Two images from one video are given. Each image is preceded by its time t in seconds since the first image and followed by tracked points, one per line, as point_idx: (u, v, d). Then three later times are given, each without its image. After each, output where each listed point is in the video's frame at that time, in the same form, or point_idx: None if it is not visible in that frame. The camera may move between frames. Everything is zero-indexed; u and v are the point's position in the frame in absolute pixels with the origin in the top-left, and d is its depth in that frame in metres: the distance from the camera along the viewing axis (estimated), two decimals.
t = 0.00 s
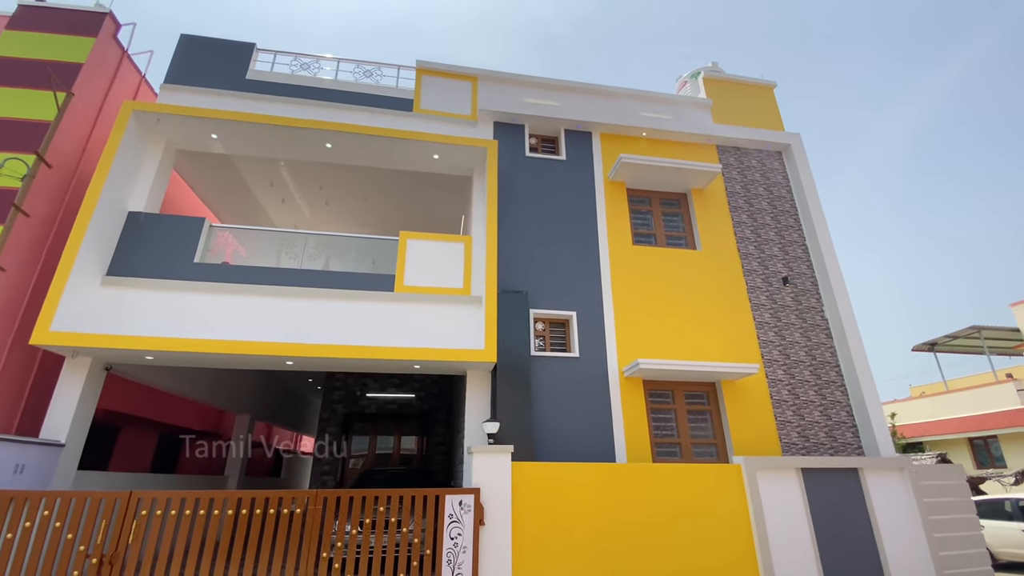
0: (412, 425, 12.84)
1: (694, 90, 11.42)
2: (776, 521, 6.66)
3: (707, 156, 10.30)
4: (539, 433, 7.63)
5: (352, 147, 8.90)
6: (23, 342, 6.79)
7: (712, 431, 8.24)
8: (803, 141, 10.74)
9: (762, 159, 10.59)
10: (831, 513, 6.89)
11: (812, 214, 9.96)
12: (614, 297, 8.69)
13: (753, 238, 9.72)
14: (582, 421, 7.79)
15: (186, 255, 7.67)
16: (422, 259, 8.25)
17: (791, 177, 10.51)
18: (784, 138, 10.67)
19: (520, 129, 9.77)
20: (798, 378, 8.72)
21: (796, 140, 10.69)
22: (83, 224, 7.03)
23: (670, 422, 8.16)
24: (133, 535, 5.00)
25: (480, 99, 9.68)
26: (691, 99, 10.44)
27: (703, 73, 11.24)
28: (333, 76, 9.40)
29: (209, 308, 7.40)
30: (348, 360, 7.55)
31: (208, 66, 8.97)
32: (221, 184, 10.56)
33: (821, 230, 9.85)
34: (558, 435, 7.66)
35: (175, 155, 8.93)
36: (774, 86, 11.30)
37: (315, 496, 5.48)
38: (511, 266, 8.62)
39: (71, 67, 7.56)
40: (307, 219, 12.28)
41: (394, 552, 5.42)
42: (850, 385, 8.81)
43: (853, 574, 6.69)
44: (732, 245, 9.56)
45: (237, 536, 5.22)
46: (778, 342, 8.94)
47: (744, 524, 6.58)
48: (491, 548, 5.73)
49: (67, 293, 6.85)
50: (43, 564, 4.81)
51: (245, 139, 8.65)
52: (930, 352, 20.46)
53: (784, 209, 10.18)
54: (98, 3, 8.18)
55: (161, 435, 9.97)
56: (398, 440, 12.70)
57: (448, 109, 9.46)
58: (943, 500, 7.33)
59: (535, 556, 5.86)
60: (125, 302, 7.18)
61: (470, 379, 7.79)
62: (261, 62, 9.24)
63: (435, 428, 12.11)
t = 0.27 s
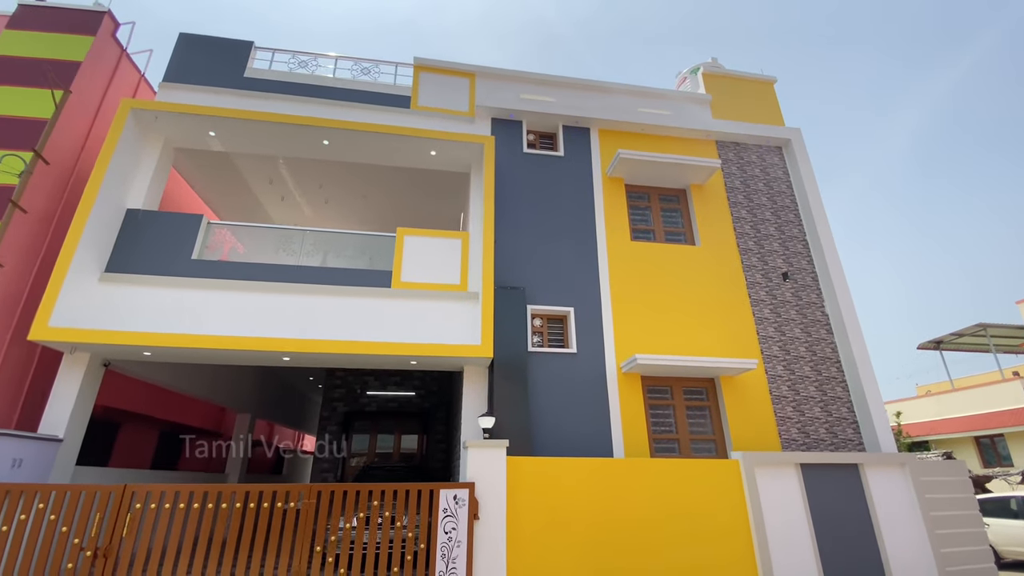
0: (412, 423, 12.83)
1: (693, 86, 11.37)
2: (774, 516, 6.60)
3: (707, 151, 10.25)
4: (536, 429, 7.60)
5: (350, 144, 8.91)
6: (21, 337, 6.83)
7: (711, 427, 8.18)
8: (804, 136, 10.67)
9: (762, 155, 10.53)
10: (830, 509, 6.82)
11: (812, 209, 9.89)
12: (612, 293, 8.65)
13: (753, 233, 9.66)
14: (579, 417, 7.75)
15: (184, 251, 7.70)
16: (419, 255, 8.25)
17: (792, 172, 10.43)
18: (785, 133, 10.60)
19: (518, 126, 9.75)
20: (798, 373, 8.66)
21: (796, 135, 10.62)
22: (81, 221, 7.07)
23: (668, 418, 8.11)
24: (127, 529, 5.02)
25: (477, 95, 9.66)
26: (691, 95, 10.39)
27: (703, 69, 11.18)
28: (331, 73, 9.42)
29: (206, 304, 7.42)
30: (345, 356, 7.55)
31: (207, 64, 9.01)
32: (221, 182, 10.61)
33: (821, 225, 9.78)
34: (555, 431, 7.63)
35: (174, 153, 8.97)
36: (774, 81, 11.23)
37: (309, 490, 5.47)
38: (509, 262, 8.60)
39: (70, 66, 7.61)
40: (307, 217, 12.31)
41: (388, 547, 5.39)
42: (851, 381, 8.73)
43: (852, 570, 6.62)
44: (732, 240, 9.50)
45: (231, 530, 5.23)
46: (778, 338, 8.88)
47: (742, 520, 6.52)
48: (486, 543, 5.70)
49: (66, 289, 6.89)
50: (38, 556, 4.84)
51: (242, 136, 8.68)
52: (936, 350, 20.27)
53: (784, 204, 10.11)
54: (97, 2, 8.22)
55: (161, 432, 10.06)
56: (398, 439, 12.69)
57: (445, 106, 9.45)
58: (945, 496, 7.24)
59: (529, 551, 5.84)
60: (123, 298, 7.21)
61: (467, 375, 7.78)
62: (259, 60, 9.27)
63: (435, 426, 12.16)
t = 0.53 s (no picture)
0: (412, 422, 12.72)
1: (692, 82, 11.30)
2: (772, 513, 6.51)
3: (705, 147, 10.18)
4: (532, 426, 7.56)
5: (345, 141, 8.90)
6: (16, 334, 6.84)
7: (709, 424, 8.11)
8: (803, 131, 10.59)
9: (761, 150, 10.45)
10: (828, 505, 6.73)
11: (812, 204, 9.80)
12: (609, 289, 8.60)
13: (752, 229, 9.58)
14: (575, 413, 7.70)
15: (179, 248, 7.70)
16: (414, 252, 8.22)
17: (791, 167, 10.35)
18: (784, 128, 10.52)
19: (514, 122, 9.72)
20: (797, 370, 8.57)
21: (795, 130, 10.54)
22: (77, 218, 7.09)
23: (665, 415, 8.04)
24: (117, 524, 5.00)
25: (473, 92, 9.64)
26: (689, 90, 10.33)
27: (701, 65, 11.11)
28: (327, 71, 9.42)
29: (200, 300, 7.41)
30: (339, 352, 7.53)
31: (203, 62, 9.02)
32: (218, 180, 10.63)
33: (821, 221, 9.69)
34: (551, 428, 7.58)
35: (170, 150, 8.98)
36: (773, 77, 11.15)
37: (300, 485, 5.42)
38: (505, 258, 8.56)
39: (66, 64, 7.63)
40: (305, 215, 12.34)
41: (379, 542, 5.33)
42: (851, 377, 8.63)
43: (853, 568, 6.52)
44: (730, 236, 9.42)
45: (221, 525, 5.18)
46: (777, 334, 8.79)
47: (739, 515, 6.46)
48: (479, 540, 5.65)
49: (60, 285, 6.90)
50: (28, 550, 4.83)
51: (238, 134, 8.69)
52: (941, 349, 20.07)
53: (783, 199, 10.03)
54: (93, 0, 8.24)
55: (161, 430, 10.25)
56: (397, 438, 12.60)
57: (441, 103, 9.44)
58: (946, 493, 7.14)
59: (523, 548, 5.78)
60: (118, 295, 7.20)
61: (462, 371, 7.74)
62: (256, 58, 9.27)
63: (434, 425, 12.26)
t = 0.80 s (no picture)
0: (411, 423, 12.70)
1: (691, 80, 11.22)
2: (772, 515, 6.41)
3: (704, 145, 10.10)
4: (529, 426, 7.49)
5: (341, 140, 8.87)
6: (11, 334, 6.84)
7: (708, 424, 8.02)
8: (803, 129, 10.49)
9: (761, 148, 10.36)
10: (829, 506, 6.63)
11: (813, 202, 9.70)
12: (608, 288, 8.52)
13: (752, 227, 9.49)
14: (573, 413, 7.63)
15: (174, 249, 7.69)
16: (410, 252, 8.17)
17: (791, 165, 10.25)
18: (784, 126, 10.42)
19: (511, 121, 9.68)
20: (798, 369, 8.46)
21: (796, 128, 10.44)
22: (72, 218, 7.09)
23: (665, 415, 7.95)
24: (107, 525, 4.97)
25: (470, 91, 9.60)
26: (688, 88, 10.25)
27: (701, 63, 11.03)
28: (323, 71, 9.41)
29: (195, 301, 7.38)
30: (334, 353, 7.49)
31: (200, 63, 9.02)
32: (216, 181, 10.64)
33: (822, 219, 9.59)
34: (548, 428, 7.51)
35: (167, 151, 8.98)
36: (773, 74, 11.06)
37: (291, 486, 5.36)
38: (502, 258, 8.50)
39: (62, 65, 7.64)
40: (304, 216, 12.34)
41: (371, 544, 5.27)
42: (853, 377, 8.52)
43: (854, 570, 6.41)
44: (729, 235, 9.33)
45: (212, 527, 5.15)
46: (777, 333, 8.69)
47: (738, 517, 6.36)
48: (472, 542, 5.57)
49: (54, 286, 6.89)
50: (17, 551, 4.80)
51: (235, 134, 8.68)
52: (947, 349, 19.86)
53: (783, 198, 9.93)
54: (89, 2, 8.25)
55: (160, 432, 10.16)
56: (397, 439, 12.55)
57: (438, 102, 9.40)
58: (950, 494, 7.02)
59: (518, 550, 5.70)
60: (113, 296, 7.18)
61: (459, 371, 7.68)
62: (252, 59, 9.26)
63: (434, 426, 12.38)
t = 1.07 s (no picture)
0: (411, 424, 12.64)
1: (691, 78, 11.14)
2: (771, 516, 6.31)
3: (703, 143, 10.02)
4: (526, 426, 7.42)
5: (337, 140, 8.85)
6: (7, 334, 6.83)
7: (708, 424, 7.93)
8: (804, 126, 10.39)
9: (761, 146, 10.27)
10: (831, 507, 6.52)
11: (814, 200, 9.61)
12: (606, 287, 8.45)
13: (752, 225, 9.40)
14: (570, 413, 7.56)
15: (170, 249, 7.68)
16: (407, 251, 8.13)
17: (792, 163, 10.16)
18: (784, 123, 10.33)
19: (509, 120, 9.63)
20: (799, 369, 8.36)
21: (797, 125, 10.35)
22: (67, 218, 7.08)
23: (664, 415, 7.86)
24: (99, 525, 4.94)
25: (468, 90, 9.57)
26: (687, 86, 10.17)
27: (701, 60, 10.94)
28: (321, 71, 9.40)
29: (191, 300, 7.37)
30: (330, 352, 7.45)
31: (197, 64, 9.03)
32: (214, 182, 10.65)
33: (823, 217, 9.48)
34: (545, 428, 7.44)
35: (164, 152, 8.99)
36: (773, 72, 10.97)
37: (284, 486, 5.32)
38: (499, 257, 8.46)
39: (58, 67, 7.66)
40: (303, 217, 12.35)
41: (364, 546, 5.21)
42: (855, 376, 8.41)
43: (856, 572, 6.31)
44: (729, 233, 9.25)
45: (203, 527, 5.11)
46: (778, 332, 8.59)
47: (737, 518, 6.26)
48: (466, 543, 5.51)
49: (50, 286, 6.88)
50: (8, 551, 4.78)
51: (231, 134, 8.68)
52: (953, 349, 19.65)
53: (784, 195, 9.84)
54: (87, 4, 8.27)
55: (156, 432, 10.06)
56: (397, 441, 12.51)
57: (435, 101, 9.37)
58: (954, 495, 6.90)
59: (513, 550, 5.63)
60: (108, 296, 7.17)
61: (455, 371, 7.63)
62: (250, 59, 9.26)
63: (434, 427, 12.33)
